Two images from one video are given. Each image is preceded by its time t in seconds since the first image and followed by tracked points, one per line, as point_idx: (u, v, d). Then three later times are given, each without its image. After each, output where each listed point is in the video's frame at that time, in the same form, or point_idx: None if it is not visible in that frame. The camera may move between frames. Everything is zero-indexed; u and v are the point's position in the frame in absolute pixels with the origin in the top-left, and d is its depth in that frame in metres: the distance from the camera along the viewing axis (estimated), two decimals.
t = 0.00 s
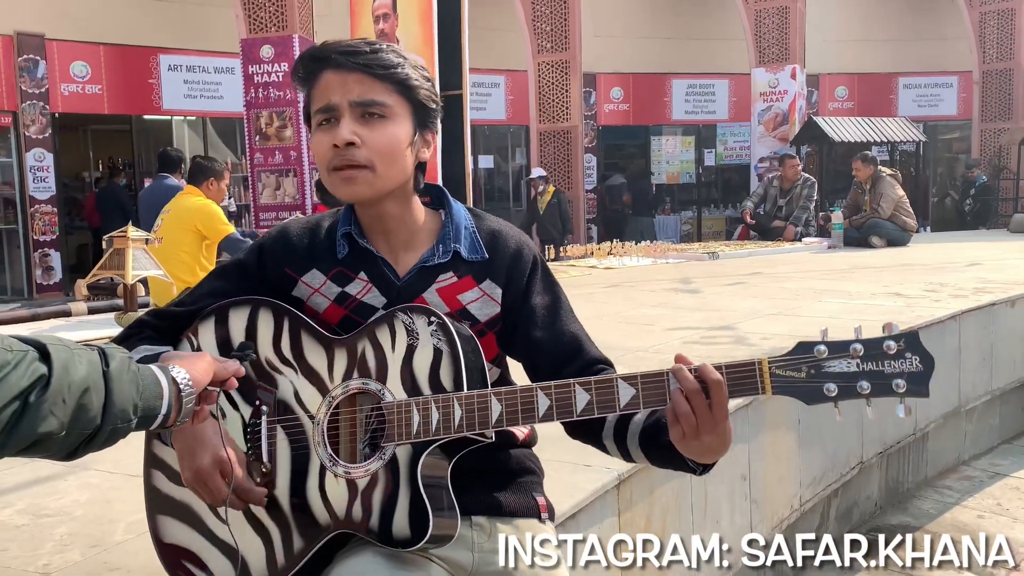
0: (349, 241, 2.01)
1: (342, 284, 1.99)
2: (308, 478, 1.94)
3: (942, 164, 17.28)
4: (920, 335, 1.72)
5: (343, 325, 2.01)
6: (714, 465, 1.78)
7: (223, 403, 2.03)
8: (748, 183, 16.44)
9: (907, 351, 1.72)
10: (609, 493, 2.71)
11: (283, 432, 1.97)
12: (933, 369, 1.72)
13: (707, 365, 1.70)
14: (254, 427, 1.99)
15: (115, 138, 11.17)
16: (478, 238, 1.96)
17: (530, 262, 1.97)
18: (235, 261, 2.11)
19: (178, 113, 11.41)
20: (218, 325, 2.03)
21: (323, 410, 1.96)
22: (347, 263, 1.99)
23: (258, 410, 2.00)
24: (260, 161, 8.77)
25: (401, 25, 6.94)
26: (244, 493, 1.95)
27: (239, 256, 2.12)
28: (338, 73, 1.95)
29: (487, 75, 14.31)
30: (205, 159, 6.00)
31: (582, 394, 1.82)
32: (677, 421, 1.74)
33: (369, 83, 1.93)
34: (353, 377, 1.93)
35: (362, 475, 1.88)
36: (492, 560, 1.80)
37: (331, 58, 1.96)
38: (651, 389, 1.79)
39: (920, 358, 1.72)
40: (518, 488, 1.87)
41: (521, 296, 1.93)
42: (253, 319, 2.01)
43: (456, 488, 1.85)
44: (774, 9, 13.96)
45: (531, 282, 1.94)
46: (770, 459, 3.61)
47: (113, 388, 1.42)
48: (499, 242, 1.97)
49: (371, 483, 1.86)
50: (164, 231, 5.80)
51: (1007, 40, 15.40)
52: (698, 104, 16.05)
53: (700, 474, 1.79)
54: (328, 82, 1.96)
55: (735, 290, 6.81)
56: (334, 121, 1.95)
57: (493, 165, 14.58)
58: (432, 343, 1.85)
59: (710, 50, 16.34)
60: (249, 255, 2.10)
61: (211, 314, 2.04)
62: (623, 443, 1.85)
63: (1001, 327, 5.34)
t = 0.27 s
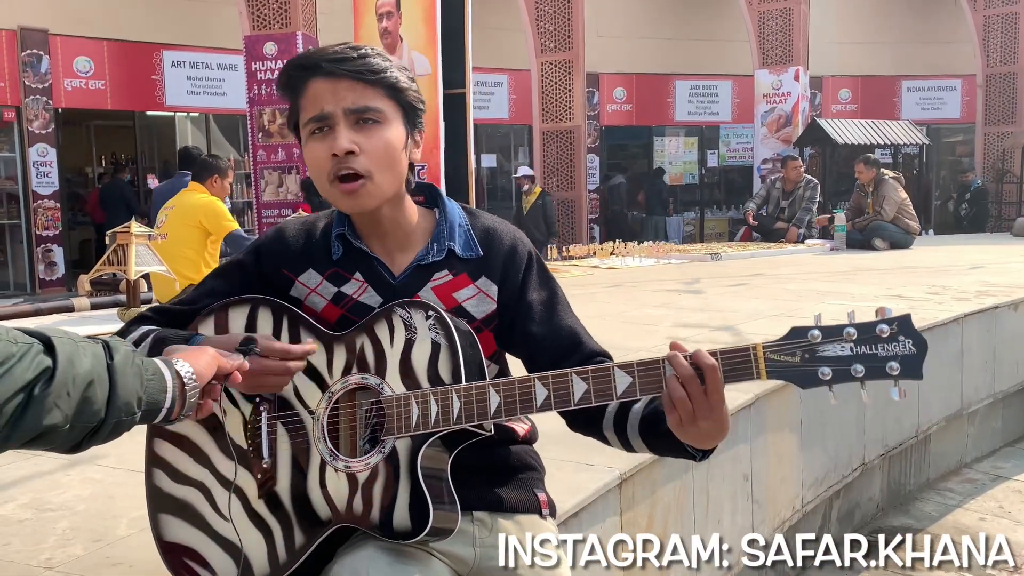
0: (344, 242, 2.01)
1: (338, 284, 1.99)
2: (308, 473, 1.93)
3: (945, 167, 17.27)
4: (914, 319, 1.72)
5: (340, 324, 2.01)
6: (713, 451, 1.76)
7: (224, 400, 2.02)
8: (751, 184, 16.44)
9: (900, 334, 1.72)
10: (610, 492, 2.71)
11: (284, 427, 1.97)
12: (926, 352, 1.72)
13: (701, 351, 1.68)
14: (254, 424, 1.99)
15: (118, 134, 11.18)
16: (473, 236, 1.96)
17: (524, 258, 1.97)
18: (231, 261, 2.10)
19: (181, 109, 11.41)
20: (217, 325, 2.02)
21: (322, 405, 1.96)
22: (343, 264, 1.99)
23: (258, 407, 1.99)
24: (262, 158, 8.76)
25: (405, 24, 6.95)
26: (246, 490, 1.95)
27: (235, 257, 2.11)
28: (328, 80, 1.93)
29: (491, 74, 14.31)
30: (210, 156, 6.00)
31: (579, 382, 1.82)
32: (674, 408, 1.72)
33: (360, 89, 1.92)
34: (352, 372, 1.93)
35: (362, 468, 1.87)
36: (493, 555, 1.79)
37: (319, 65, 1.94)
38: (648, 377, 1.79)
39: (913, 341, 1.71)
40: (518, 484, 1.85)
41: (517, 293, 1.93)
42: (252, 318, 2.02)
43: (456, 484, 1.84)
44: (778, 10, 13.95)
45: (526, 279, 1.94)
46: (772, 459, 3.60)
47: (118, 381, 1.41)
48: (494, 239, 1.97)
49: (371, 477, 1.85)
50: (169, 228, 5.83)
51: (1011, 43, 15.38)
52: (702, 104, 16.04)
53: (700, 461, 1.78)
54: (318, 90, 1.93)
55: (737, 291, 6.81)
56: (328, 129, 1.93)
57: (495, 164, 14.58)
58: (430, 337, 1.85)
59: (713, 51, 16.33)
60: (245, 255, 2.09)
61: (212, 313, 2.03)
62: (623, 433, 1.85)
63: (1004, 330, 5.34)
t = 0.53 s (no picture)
0: (339, 242, 2.01)
1: (333, 284, 1.99)
2: (303, 471, 1.93)
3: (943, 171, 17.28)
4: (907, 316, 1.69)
5: (335, 324, 2.01)
6: (708, 449, 1.75)
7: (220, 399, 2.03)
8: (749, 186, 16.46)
9: (894, 332, 1.69)
10: (607, 491, 2.71)
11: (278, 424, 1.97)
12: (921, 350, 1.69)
13: (693, 347, 1.66)
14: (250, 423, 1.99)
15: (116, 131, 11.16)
16: (469, 236, 1.95)
17: (522, 259, 1.95)
18: (228, 259, 2.11)
19: (180, 107, 11.40)
20: (213, 323, 2.03)
21: (318, 403, 1.96)
22: (338, 264, 1.99)
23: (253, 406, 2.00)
24: (261, 155, 8.75)
25: (404, 23, 6.97)
26: (242, 488, 1.95)
27: (232, 254, 2.12)
28: (328, 82, 1.92)
29: (490, 74, 14.32)
30: (209, 153, 6.04)
31: (572, 380, 1.81)
32: (665, 405, 1.70)
33: (361, 90, 1.91)
34: (347, 371, 1.93)
35: (357, 467, 1.87)
36: (490, 553, 1.79)
37: (318, 67, 1.92)
38: (641, 374, 1.76)
39: (907, 338, 1.69)
40: (515, 484, 1.85)
41: (513, 295, 1.92)
42: (248, 316, 2.02)
43: (452, 483, 1.84)
44: (777, 13, 13.96)
45: (523, 280, 1.93)
46: (769, 461, 3.61)
47: (112, 378, 1.41)
48: (491, 239, 1.96)
49: (365, 476, 1.85)
50: (165, 224, 5.82)
51: (1010, 48, 15.40)
52: (701, 106, 16.05)
53: (693, 459, 1.77)
54: (318, 92, 1.92)
55: (735, 292, 6.82)
56: (329, 131, 1.92)
57: (494, 164, 14.58)
58: (425, 336, 1.85)
59: (712, 53, 16.35)
60: (241, 253, 2.10)
61: (209, 312, 2.03)
62: (618, 433, 1.84)
63: (1000, 334, 5.35)
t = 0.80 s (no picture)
0: (340, 244, 2.00)
1: (334, 286, 1.99)
2: (301, 473, 1.93)
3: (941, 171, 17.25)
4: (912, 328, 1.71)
5: (335, 326, 2.01)
6: (709, 459, 1.74)
7: (218, 399, 2.02)
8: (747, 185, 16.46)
9: (898, 345, 1.71)
10: (604, 492, 2.72)
11: (277, 427, 1.97)
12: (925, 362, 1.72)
13: (696, 358, 1.66)
14: (247, 424, 1.99)
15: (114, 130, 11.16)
16: (472, 238, 1.95)
17: (525, 261, 1.95)
18: (227, 256, 2.10)
19: (178, 107, 11.39)
20: (211, 322, 2.04)
21: (316, 406, 1.96)
22: (338, 266, 1.99)
23: (251, 407, 2.00)
24: (259, 155, 8.75)
25: (403, 23, 7.06)
26: (239, 489, 1.96)
27: (231, 251, 2.11)
28: (334, 78, 1.91)
29: (489, 74, 14.33)
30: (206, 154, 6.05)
31: (575, 389, 1.82)
32: (668, 414, 1.70)
33: (368, 86, 1.91)
34: (346, 373, 1.94)
35: (355, 471, 1.87)
36: (489, 556, 1.79)
37: (325, 63, 1.92)
38: (643, 384, 1.78)
39: (911, 351, 1.71)
40: (513, 485, 1.85)
41: (516, 298, 1.92)
42: (247, 315, 2.02)
43: (450, 486, 1.84)
44: (775, 12, 13.96)
45: (526, 283, 1.93)
46: (766, 461, 3.62)
47: (112, 379, 1.41)
48: (494, 242, 1.96)
49: (364, 479, 1.85)
50: (163, 224, 5.82)
51: (1007, 48, 15.40)
52: (699, 106, 16.05)
53: (695, 470, 1.77)
54: (324, 88, 1.91)
55: (732, 292, 6.83)
56: (337, 128, 1.91)
57: (492, 164, 14.59)
58: (425, 339, 1.85)
59: (711, 53, 16.35)
60: (240, 251, 2.09)
61: (207, 311, 2.04)
62: (620, 441, 1.84)
63: (997, 334, 5.36)
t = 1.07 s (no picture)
0: (350, 246, 2.00)
1: (341, 289, 1.99)
2: (303, 478, 1.93)
3: (941, 171, 17.22)
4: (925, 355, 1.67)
5: (341, 328, 2.02)
6: (715, 478, 1.74)
7: (222, 400, 2.03)
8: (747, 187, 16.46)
9: (910, 371, 1.67)
10: (604, 494, 2.72)
11: (280, 430, 1.97)
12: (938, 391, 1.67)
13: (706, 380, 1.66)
14: (251, 425, 1.99)
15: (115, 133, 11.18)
16: (482, 242, 1.94)
17: (535, 268, 1.94)
18: (233, 256, 2.10)
19: (179, 109, 11.40)
20: (216, 319, 2.05)
21: (320, 410, 1.96)
22: (348, 268, 1.99)
23: (255, 408, 2.00)
24: (259, 158, 8.77)
25: (404, 25, 7.01)
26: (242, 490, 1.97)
27: (238, 252, 2.11)
28: (354, 76, 1.91)
29: (489, 76, 14.34)
30: (207, 157, 6.06)
31: (581, 404, 1.81)
32: (675, 435, 1.71)
33: (388, 86, 1.91)
34: (351, 378, 1.93)
35: (358, 477, 1.87)
36: (489, 560, 1.80)
37: (345, 60, 1.91)
38: (651, 402, 1.76)
39: (923, 378, 1.67)
40: (515, 490, 1.87)
41: (525, 305, 1.92)
42: (253, 314, 2.02)
43: (453, 491, 1.85)
44: (776, 13, 13.96)
45: (535, 290, 1.92)
46: (766, 465, 3.62)
47: (114, 383, 1.42)
48: (504, 246, 1.95)
49: (367, 485, 1.86)
50: (163, 227, 5.82)
51: (1008, 49, 15.41)
52: (699, 108, 16.05)
53: (699, 488, 1.76)
54: (344, 86, 1.91)
55: (732, 294, 6.83)
56: (356, 126, 1.91)
57: (493, 165, 14.61)
58: (431, 347, 1.85)
59: (711, 54, 16.35)
60: (248, 252, 2.09)
61: (211, 309, 2.05)
62: (624, 455, 1.84)
63: (997, 335, 5.36)
